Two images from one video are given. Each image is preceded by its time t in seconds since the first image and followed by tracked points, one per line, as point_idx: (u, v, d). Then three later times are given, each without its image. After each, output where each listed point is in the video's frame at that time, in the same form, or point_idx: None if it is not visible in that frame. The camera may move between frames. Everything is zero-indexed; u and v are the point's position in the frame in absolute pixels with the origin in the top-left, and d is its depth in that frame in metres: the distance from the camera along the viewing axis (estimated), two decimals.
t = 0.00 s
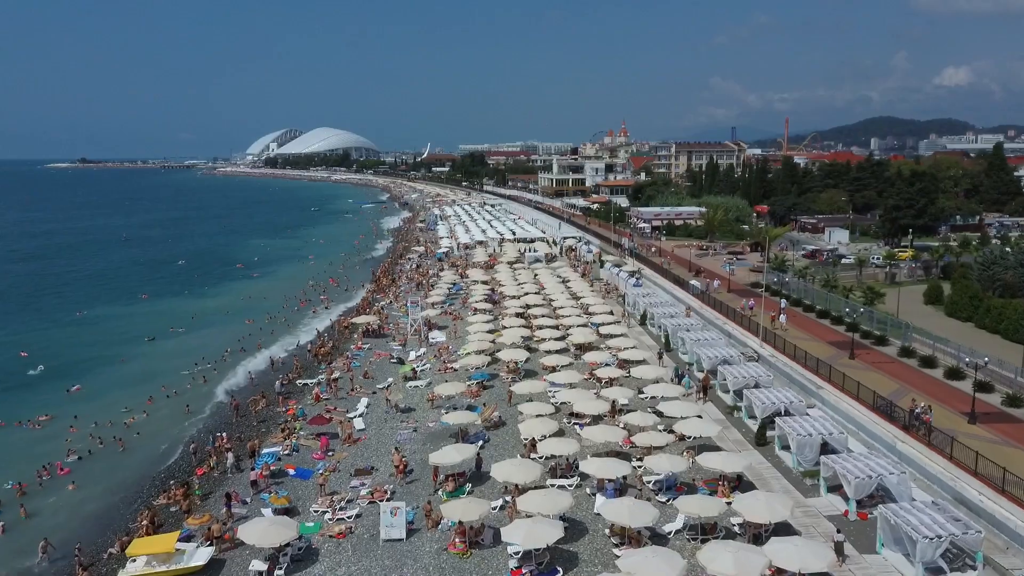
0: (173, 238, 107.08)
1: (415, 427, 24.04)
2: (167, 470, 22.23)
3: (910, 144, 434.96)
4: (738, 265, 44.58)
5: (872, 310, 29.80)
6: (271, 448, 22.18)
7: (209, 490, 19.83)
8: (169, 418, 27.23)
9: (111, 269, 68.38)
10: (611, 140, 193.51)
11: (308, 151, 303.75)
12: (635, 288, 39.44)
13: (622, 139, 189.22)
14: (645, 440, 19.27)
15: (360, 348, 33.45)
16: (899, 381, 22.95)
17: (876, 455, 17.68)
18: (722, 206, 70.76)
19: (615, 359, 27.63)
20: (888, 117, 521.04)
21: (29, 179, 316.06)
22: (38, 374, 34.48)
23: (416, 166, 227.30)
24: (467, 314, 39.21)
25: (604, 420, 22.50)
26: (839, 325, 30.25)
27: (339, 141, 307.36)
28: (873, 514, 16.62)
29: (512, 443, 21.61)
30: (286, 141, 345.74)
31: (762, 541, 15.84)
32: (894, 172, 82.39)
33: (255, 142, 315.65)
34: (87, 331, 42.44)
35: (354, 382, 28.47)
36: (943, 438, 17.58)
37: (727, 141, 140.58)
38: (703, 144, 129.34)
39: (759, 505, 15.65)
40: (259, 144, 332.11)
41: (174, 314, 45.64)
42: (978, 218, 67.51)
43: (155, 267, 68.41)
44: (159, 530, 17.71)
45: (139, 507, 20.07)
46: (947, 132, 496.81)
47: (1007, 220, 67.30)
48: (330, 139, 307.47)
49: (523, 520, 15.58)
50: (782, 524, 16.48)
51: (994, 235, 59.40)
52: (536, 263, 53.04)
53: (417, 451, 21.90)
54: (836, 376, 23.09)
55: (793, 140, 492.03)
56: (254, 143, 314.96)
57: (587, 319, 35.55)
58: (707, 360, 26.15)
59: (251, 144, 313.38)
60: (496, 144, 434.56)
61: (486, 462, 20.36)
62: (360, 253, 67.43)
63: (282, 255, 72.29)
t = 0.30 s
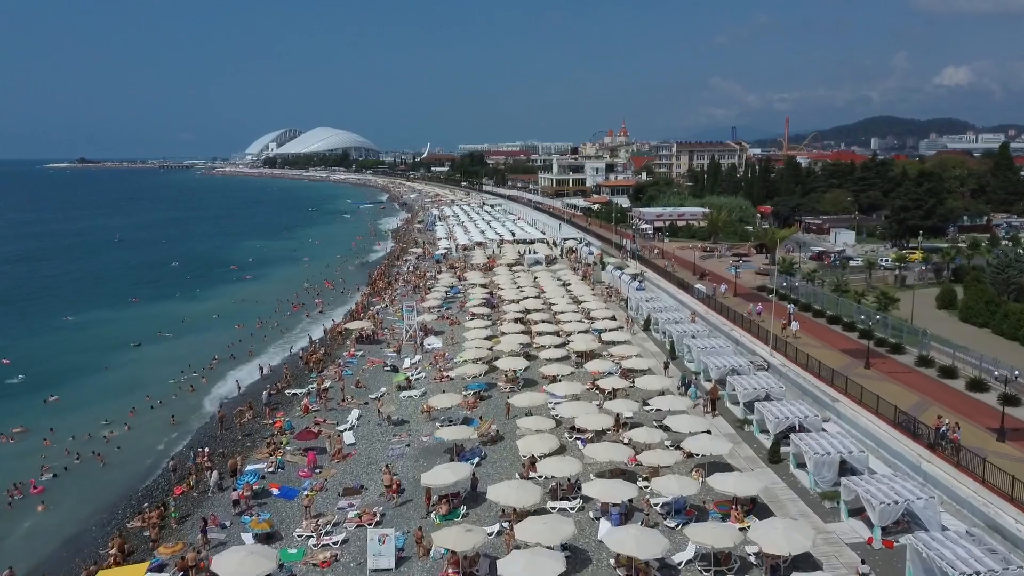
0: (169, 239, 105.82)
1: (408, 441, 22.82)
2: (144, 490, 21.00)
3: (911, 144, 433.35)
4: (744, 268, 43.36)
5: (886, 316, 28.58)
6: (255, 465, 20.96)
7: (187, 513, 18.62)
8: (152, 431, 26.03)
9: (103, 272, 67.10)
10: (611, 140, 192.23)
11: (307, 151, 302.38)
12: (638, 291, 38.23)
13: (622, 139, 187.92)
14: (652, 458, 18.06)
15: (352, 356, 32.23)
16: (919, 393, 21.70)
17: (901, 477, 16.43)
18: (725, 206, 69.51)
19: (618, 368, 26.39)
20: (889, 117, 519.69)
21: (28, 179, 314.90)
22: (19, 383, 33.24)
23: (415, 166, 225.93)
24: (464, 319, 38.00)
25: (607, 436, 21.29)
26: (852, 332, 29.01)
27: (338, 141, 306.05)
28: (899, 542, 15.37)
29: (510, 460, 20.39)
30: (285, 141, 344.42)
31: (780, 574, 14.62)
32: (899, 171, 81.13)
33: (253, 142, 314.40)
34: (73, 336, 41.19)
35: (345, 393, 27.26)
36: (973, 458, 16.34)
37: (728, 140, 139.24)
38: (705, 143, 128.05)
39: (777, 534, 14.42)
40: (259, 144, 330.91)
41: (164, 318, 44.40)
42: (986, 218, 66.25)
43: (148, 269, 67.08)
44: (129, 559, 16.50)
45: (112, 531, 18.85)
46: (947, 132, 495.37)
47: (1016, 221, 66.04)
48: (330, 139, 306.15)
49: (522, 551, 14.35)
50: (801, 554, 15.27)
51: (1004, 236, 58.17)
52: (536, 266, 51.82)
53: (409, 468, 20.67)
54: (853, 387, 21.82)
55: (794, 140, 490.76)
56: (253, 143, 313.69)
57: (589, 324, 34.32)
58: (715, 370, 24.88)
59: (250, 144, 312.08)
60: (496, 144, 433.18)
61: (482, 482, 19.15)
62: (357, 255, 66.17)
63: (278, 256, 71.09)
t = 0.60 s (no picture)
0: (165, 240, 104.62)
1: (400, 457, 21.60)
2: (119, 511, 19.78)
3: (912, 143, 432.22)
4: (749, 271, 42.16)
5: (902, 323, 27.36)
6: (237, 485, 19.75)
7: (162, 538, 17.48)
8: (135, 444, 24.88)
9: (94, 275, 65.85)
10: (612, 140, 191.05)
11: (306, 151, 301.16)
12: (640, 295, 37.05)
13: (622, 139, 186.67)
14: (660, 480, 16.87)
15: (345, 364, 31.03)
16: (942, 407, 20.47)
17: (931, 503, 15.22)
18: (729, 207, 68.29)
19: (622, 378, 25.15)
20: (890, 116, 518.40)
21: (27, 179, 313.74)
22: None
23: (415, 166, 224.75)
24: (461, 324, 36.78)
25: (611, 452, 20.09)
26: (866, 340, 27.78)
27: (338, 141, 304.87)
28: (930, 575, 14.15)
29: (508, 480, 19.19)
30: (284, 141, 343.22)
31: None
32: (904, 171, 79.89)
33: (252, 142, 313.28)
34: (57, 343, 39.93)
35: (335, 404, 26.05)
36: (1008, 482, 15.14)
37: (730, 140, 137.97)
38: (706, 143, 126.82)
39: (799, 568, 13.21)
40: (258, 144, 329.65)
41: (152, 323, 43.12)
42: (994, 219, 64.96)
43: (140, 271, 65.84)
44: None
45: (81, 558, 17.64)
46: (948, 132, 494.09)
47: None
48: (329, 139, 304.86)
49: None
50: None
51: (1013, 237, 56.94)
52: (535, 268, 50.62)
53: (400, 488, 19.44)
54: (871, 401, 20.59)
55: (794, 139, 489.04)
56: (252, 143, 312.55)
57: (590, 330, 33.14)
58: (724, 381, 23.66)
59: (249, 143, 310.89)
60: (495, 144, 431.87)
61: (478, 505, 17.96)
62: (354, 257, 64.97)
63: (273, 258, 69.87)
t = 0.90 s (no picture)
0: (160, 242, 103.38)
1: (392, 474, 20.40)
2: (90, 536, 18.58)
3: (913, 143, 431.07)
4: (755, 274, 40.93)
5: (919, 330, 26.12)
6: (216, 506, 18.56)
7: (133, 567, 16.30)
8: (117, 458, 23.75)
9: (85, 278, 64.62)
10: (611, 140, 189.79)
11: (305, 151, 300.08)
12: (644, 299, 35.84)
13: (623, 139, 185.44)
14: (669, 504, 15.67)
15: (336, 372, 29.82)
16: (968, 424, 19.22)
17: (965, 533, 13.96)
18: (732, 207, 67.00)
19: (627, 389, 23.92)
20: (891, 116, 516.97)
21: (25, 179, 312.45)
22: None
23: (414, 166, 223.45)
24: (458, 329, 35.58)
25: (616, 471, 18.88)
26: (881, 348, 26.54)
27: (337, 141, 303.75)
28: None
29: (506, 502, 17.99)
30: (283, 142, 342.08)
31: None
32: (910, 171, 78.63)
33: (251, 142, 312.19)
34: (41, 349, 38.68)
35: (325, 416, 24.84)
36: None
37: (731, 140, 136.82)
38: (707, 142, 125.60)
39: None
40: (256, 144, 328.32)
41: (140, 328, 41.86)
42: (1002, 220, 63.65)
43: (132, 274, 64.60)
44: None
45: None
46: (949, 131, 492.78)
47: None
48: (328, 139, 303.81)
49: None
50: None
51: None
52: (535, 271, 49.42)
53: (391, 510, 18.23)
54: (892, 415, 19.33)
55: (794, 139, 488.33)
56: (251, 143, 311.38)
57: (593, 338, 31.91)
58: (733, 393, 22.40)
59: (248, 143, 309.77)
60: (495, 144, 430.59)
61: (473, 531, 16.78)
62: (350, 260, 63.79)
63: (267, 259, 68.54)
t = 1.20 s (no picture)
0: (155, 243, 102.03)
1: (382, 494, 19.16)
2: (57, 565, 17.34)
3: (914, 142, 429.80)
4: (762, 277, 39.72)
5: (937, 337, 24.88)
6: (193, 531, 17.34)
7: None
8: (94, 475, 22.53)
9: (75, 281, 63.31)
10: (611, 140, 188.37)
11: (304, 151, 298.75)
12: (647, 304, 34.64)
13: (623, 138, 184.09)
14: (679, 532, 14.46)
15: (327, 381, 28.58)
16: (997, 441, 18.00)
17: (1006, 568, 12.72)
18: (735, 208, 65.71)
19: (631, 402, 22.70)
20: (891, 116, 515.62)
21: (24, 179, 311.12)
22: None
23: (413, 166, 221.96)
24: (455, 335, 34.35)
25: (622, 493, 17.67)
26: (897, 356, 25.31)
27: (336, 141, 302.44)
28: None
29: (504, 527, 16.78)
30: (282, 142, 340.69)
31: None
32: (915, 171, 77.38)
33: (250, 142, 310.89)
34: (24, 356, 37.42)
35: (313, 429, 23.61)
36: None
37: (733, 139, 135.50)
38: (708, 141, 124.19)
39: None
40: (255, 143, 326.98)
41: (127, 333, 40.58)
42: (1011, 220, 62.19)
43: (123, 276, 63.32)
44: None
45: None
46: (950, 131, 491.24)
47: None
48: (327, 139, 302.50)
49: None
50: None
51: None
52: (535, 273, 48.21)
53: (379, 534, 16.99)
54: (916, 432, 18.09)
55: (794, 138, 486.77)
56: (249, 143, 310.05)
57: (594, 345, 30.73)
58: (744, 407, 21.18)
59: (246, 143, 308.44)
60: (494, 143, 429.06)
61: (468, 559, 15.58)
62: (346, 262, 62.56)
63: (262, 261, 67.27)
